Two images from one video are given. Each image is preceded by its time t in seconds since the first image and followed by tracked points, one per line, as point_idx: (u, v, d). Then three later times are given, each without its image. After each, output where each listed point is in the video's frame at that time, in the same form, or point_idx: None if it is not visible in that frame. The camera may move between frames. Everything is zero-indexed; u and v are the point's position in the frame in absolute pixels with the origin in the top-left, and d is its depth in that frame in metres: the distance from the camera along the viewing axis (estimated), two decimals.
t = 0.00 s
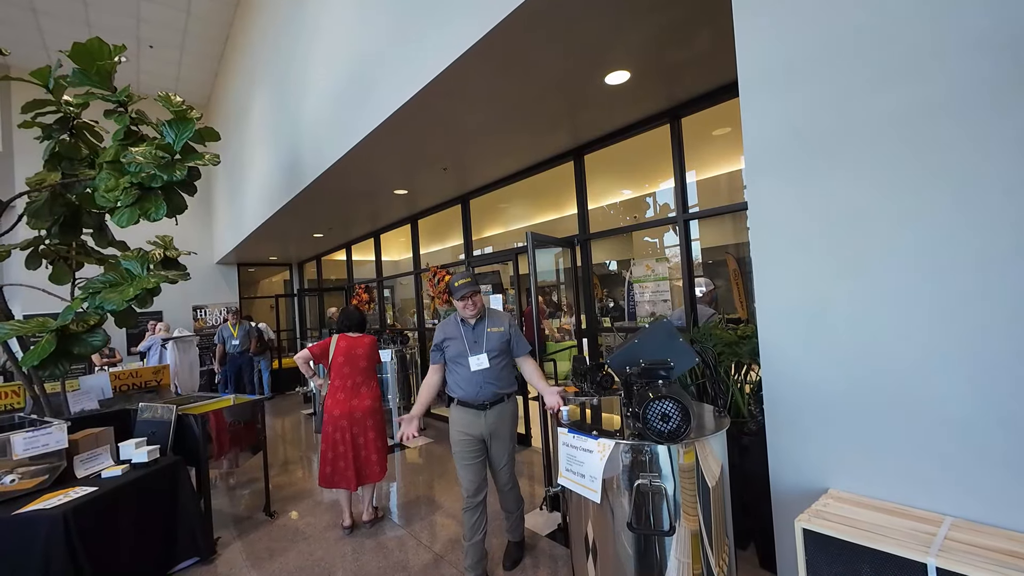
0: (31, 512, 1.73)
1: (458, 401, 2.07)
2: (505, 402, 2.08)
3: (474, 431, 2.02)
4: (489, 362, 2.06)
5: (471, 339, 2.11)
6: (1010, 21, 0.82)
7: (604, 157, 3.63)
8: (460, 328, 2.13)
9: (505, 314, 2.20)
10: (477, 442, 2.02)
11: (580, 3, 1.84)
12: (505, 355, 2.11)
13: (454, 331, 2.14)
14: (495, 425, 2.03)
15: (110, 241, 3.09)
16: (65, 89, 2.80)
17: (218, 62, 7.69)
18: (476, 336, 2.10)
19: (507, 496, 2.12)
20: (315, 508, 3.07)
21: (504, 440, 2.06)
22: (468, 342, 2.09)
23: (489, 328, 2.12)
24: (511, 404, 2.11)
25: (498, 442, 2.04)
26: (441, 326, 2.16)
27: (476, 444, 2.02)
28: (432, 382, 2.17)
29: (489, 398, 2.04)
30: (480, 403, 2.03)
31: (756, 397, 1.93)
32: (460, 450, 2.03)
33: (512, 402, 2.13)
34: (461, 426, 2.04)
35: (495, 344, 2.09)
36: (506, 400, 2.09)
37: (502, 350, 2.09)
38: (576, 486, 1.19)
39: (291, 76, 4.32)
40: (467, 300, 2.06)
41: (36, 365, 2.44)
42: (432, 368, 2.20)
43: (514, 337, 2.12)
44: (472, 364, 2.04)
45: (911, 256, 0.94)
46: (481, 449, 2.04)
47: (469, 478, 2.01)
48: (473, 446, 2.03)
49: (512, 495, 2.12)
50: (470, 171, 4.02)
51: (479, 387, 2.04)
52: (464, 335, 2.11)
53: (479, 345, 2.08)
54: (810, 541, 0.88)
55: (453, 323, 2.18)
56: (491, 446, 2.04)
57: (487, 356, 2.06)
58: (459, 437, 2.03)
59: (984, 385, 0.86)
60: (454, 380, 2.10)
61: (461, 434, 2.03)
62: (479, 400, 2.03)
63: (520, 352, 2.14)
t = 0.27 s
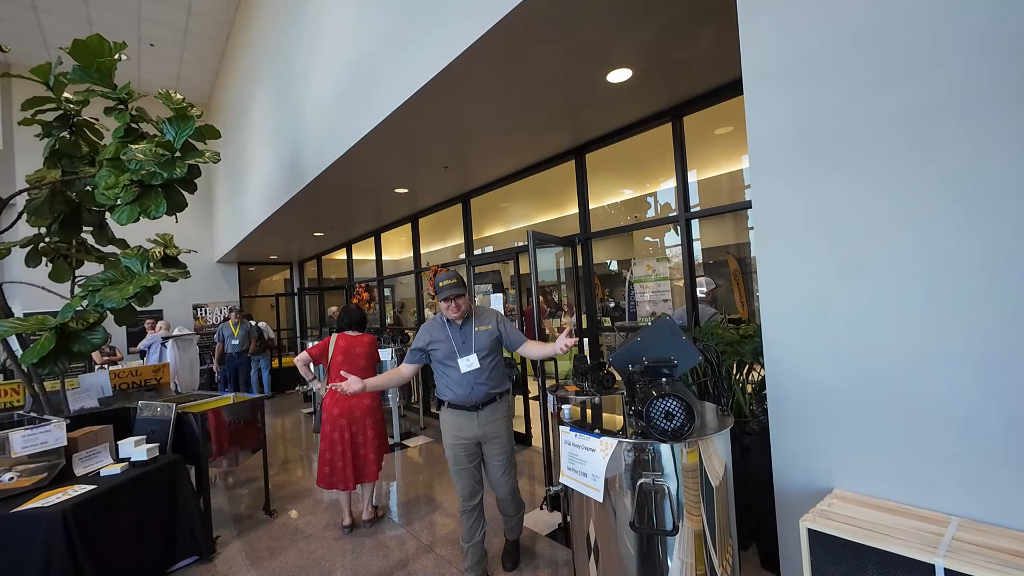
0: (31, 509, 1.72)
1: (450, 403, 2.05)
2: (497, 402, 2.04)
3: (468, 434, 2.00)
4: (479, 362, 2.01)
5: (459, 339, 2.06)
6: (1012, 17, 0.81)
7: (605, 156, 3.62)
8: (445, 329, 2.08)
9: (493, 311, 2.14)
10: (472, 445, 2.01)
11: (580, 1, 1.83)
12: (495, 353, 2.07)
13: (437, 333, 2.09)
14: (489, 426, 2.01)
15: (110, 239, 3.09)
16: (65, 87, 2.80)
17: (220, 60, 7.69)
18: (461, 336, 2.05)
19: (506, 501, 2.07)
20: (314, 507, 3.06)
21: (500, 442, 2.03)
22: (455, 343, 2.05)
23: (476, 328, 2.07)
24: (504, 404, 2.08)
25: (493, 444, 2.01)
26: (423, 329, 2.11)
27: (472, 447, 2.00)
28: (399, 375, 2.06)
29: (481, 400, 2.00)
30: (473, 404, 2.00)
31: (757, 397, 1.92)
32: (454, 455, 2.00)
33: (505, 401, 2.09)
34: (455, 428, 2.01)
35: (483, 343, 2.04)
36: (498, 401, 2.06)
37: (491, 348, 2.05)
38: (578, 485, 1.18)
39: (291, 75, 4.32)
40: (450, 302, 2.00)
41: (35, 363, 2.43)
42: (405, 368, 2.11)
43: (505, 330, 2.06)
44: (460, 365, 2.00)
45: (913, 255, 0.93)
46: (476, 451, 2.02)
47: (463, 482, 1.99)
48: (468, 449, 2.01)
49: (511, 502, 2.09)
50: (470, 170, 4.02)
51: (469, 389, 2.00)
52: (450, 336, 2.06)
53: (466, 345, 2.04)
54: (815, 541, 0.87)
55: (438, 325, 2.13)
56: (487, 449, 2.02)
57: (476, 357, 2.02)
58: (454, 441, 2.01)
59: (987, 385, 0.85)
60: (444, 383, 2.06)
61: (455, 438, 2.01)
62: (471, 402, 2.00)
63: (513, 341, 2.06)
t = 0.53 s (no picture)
0: (21, 510, 1.68)
1: (441, 406, 1.99)
2: (491, 403, 1.97)
3: (462, 438, 1.94)
4: (470, 363, 1.94)
5: (450, 339, 2.01)
6: None
7: (606, 153, 3.58)
8: (437, 329, 2.04)
9: (487, 309, 2.08)
10: (467, 446, 1.94)
11: None
12: (489, 353, 2.00)
13: (430, 334, 2.04)
14: (484, 430, 1.94)
15: (106, 236, 3.06)
16: (59, 82, 2.76)
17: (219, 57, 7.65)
18: (453, 336, 2.00)
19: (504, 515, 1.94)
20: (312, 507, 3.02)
21: (496, 446, 1.94)
22: (447, 344, 2.00)
23: (468, 327, 2.01)
24: (499, 406, 2.00)
25: (489, 447, 1.94)
26: (415, 329, 2.06)
27: (466, 450, 1.94)
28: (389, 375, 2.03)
29: (474, 401, 1.94)
30: (466, 406, 1.94)
31: (761, 397, 1.88)
32: (451, 455, 1.95)
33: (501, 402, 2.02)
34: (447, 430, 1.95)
35: (474, 343, 1.97)
36: (492, 402, 1.98)
37: (484, 348, 1.98)
38: (580, 490, 1.14)
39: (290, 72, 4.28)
40: (441, 302, 1.95)
41: (28, 361, 2.41)
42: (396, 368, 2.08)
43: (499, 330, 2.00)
44: (452, 366, 1.94)
45: (923, 251, 0.89)
46: (472, 455, 1.96)
47: (459, 485, 1.94)
48: (463, 452, 1.95)
49: (508, 516, 1.95)
50: (470, 167, 3.98)
51: (459, 392, 1.94)
52: (442, 336, 2.01)
53: (458, 345, 1.98)
54: (827, 548, 0.84)
55: (430, 325, 2.08)
56: (482, 454, 1.94)
57: (468, 357, 1.95)
58: (449, 443, 1.95)
59: (999, 386, 0.82)
60: (437, 384, 2.02)
61: (449, 441, 1.95)
62: (463, 403, 1.93)
63: (508, 340, 2.00)
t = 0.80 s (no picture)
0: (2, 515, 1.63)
1: (435, 409, 1.92)
2: (484, 409, 1.87)
3: (454, 442, 1.86)
4: (464, 366, 1.87)
5: (445, 340, 1.94)
6: None
7: (607, 148, 3.51)
8: (433, 328, 1.97)
9: (486, 310, 2.01)
10: (461, 451, 1.86)
11: None
12: (484, 358, 1.92)
13: (425, 332, 1.98)
14: (478, 435, 1.85)
15: (98, 233, 3.00)
16: (48, 74, 2.70)
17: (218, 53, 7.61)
18: (449, 337, 1.93)
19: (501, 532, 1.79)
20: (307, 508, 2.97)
21: (490, 453, 1.84)
22: (442, 345, 1.93)
23: (465, 328, 1.94)
24: (494, 411, 1.90)
25: (482, 454, 1.83)
26: (412, 327, 2.00)
27: (460, 455, 1.86)
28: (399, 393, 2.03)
29: (467, 405, 1.86)
30: (459, 409, 1.86)
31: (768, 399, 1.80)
32: (445, 458, 1.87)
33: (497, 407, 1.91)
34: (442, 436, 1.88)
35: (470, 345, 1.90)
36: (486, 407, 1.89)
37: (479, 351, 1.91)
38: (579, 501, 1.08)
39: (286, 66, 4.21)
40: (438, 295, 1.89)
41: (16, 360, 2.34)
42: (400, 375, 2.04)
43: (495, 337, 1.92)
44: (444, 368, 1.87)
45: (932, 253, 0.85)
46: (465, 461, 1.87)
47: (452, 490, 1.88)
48: (457, 457, 1.87)
49: (506, 536, 1.80)
50: (469, 163, 3.91)
51: (451, 396, 1.86)
52: (438, 336, 1.95)
53: (453, 348, 1.92)
54: (849, 567, 0.78)
55: (427, 323, 2.02)
56: (476, 460, 1.84)
57: (462, 360, 1.88)
58: (442, 447, 1.88)
59: (1012, 394, 0.77)
60: (430, 385, 1.95)
61: (443, 446, 1.87)
62: (456, 407, 1.86)
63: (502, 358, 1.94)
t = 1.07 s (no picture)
0: None
1: (433, 413, 1.85)
2: (484, 418, 1.77)
3: (451, 450, 1.78)
4: (462, 371, 1.78)
5: (447, 341, 1.86)
6: None
7: (610, 143, 3.44)
8: (437, 326, 1.90)
9: (492, 311, 1.89)
10: (457, 459, 1.78)
11: None
12: (487, 363, 1.82)
13: (429, 332, 1.91)
14: (476, 445, 1.74)
15: (91, 231, 2.95)
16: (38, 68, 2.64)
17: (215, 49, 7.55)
18: (452, 338, 1.85)
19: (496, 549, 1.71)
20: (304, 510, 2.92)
21: (487, 464, 1.74)
22: (444, 346, 1.85)
23: (469, 329, 1.84)
24: (495, 419, 1.79)
25: (477, 467, 1.73)
26: (417, 325, 1.96)
27: (455, 466, 1.78)
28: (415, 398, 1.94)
29: (464, 413, 1.77)
30: (455, 416, 1.78)
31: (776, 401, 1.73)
32: (442, 465, 1.80)
33: (497, 414, 1.80)
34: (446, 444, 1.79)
35: (471, 348, 1.80)
36: (486, 415, 1.78)
37: (481, 356, 1.80)
38: (580, 518, 1.02)
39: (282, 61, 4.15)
40: (444, 291, 1.82)
41: (5, 360, 2.29)
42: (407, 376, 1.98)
43: (500, 342, 1.80)
44: (443, 370, 1.80)
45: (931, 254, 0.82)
46: (462, 471, 1.79)
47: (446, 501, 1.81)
48: (453, 466, 1.79)
49: (500, 552, 1.72)
50: (468, 158, 3.84)
51: (449, 403, 1.79)
52: (440, 336, 1.87)
53: (455, 349, 1.83)
54: None
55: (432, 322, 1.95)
56: (473, 470, 1.75)
57: (462, 364, 1.79)
58: (438, 455, 1.81)
59: None
60: (430, 387, 1.88)
61: (438, 453, 1.81)
62: (452, 413, 1.78)
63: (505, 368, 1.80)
